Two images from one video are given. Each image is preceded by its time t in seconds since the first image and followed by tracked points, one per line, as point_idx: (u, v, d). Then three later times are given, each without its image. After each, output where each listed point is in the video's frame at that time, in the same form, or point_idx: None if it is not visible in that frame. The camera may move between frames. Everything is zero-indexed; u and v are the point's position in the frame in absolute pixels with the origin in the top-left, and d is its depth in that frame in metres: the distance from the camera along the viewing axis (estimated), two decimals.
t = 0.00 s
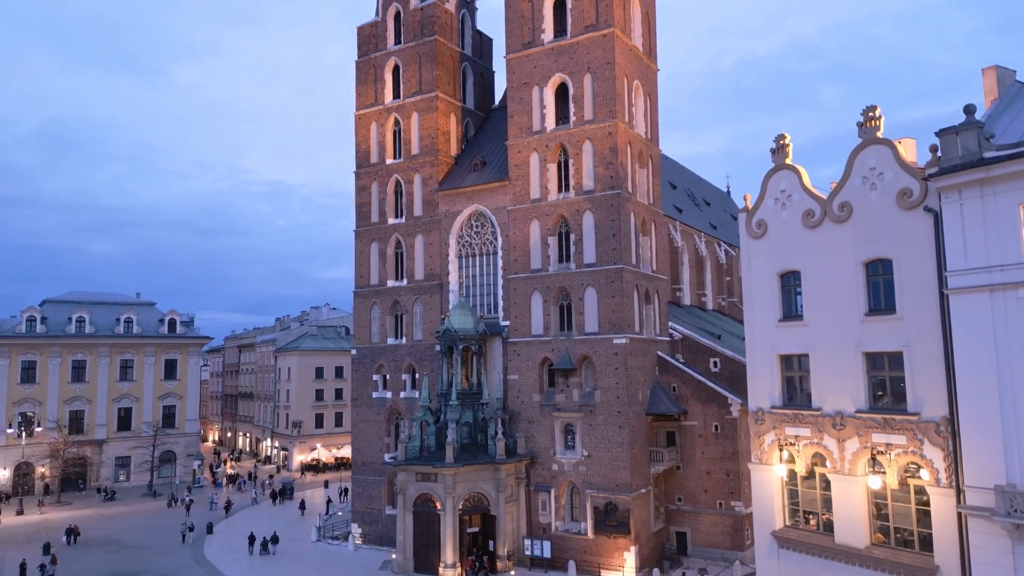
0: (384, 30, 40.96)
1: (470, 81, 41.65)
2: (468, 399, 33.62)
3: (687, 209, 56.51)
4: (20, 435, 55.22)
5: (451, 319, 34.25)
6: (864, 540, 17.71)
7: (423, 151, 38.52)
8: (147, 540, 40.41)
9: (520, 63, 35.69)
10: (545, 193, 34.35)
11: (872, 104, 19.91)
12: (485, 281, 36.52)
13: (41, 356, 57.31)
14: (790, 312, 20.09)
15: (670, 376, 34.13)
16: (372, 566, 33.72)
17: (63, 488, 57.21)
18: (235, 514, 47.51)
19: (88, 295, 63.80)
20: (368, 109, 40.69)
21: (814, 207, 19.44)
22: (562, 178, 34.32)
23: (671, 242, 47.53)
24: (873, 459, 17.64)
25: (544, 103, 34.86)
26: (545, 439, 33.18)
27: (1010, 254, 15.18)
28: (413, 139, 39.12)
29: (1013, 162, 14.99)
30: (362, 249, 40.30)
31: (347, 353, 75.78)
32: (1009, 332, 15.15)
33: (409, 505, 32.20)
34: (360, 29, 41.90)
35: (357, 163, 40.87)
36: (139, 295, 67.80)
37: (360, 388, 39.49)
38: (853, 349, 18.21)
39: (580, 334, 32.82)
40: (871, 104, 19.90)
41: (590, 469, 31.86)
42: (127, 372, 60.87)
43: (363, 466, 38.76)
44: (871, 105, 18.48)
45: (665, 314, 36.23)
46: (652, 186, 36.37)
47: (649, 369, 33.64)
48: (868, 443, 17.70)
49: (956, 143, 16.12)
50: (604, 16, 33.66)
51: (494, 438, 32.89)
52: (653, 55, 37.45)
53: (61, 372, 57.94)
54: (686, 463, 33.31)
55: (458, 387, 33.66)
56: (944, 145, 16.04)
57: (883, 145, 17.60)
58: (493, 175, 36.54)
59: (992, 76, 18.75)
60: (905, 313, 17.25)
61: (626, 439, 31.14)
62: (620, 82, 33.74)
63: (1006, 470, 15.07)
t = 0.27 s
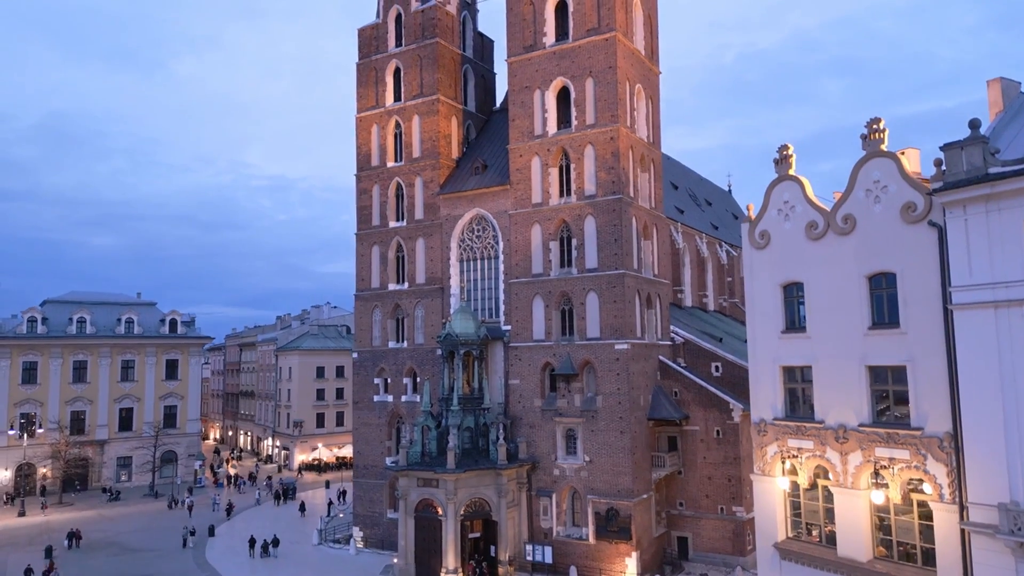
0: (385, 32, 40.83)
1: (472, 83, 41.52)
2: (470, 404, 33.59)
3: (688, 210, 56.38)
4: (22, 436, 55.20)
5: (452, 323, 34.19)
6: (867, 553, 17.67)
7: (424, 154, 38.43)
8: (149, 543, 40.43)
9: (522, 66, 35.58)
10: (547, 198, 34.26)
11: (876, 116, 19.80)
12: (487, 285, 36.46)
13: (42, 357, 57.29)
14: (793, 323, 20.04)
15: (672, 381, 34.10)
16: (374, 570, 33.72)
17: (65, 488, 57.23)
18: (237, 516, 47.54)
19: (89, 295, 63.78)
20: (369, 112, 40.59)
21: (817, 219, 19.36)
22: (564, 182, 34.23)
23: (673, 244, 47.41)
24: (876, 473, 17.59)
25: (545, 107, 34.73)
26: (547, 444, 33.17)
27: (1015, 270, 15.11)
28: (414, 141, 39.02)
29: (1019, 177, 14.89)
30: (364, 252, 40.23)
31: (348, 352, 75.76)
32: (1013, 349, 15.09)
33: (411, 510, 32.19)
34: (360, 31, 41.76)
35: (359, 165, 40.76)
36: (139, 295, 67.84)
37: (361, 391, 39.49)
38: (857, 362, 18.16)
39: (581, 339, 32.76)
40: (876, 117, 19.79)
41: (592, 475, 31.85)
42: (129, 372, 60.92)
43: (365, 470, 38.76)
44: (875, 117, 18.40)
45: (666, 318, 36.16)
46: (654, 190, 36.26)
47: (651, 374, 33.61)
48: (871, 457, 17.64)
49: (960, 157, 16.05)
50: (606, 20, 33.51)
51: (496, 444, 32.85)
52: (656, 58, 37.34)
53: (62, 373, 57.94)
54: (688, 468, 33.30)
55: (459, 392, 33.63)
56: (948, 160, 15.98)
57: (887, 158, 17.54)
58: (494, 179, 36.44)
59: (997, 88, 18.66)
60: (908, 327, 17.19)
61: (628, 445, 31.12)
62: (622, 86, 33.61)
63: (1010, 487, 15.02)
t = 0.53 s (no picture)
0: (386, 34, 40.70)
1: (473, 86, 41.39)
2: (470, 408, 33.61)
3: (689, 210, 56.27)
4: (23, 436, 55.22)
5: (453, 327, 34.13)
6: (868, 567, 17.65)
7: (425, 157, 38.34)
8: (150, 546, 40.45)
9: (523, 70, 35.48)
10: (548, 202, 34.19)
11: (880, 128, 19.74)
12: (488, 289, 36.44)
13: (43, 357, 57.30)
14: (795, 334, 20.01)
15: (673, 386, 34.12)
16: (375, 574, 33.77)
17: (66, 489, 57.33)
18: (237, 518, 47.58)
19: (89, 295, 63.75)
20: (370, 114, 40.49)
21: (820, 231, 19.29)
22: (565, 187, 34.16)
23: (674, 245, 47.30)
24: (878, 487, 17.57)
25: (546, 111, 34.63)
26: (548, 448, 33.16)
27: (1019, 287, 15.04)
28: (415, 144, 38.92)
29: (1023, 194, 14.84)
30: (365, 255, 40.18)
31: (348, 352, 75.73)
32: (1016, 366, 15.04)
33: (412, 515, 32.22)
34: (360, 33, 41.63)
35: (360, 168, 40.65)
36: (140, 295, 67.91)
37: (361, 395, 39.47)
38: (859, 376, 18.13)
39: (582, 344, 32.74)
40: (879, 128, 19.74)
41: (592, 480, 31.86)
42: (130, 372, 60.97)
43: (366, 473, 38.78)
44: (878, 130, 18.34)
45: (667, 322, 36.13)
46: (655, 194, 36.15)
47: (652, 378, 33.58)
48: (874, 471, 17.61)
49: (964, 172, 16.00)
50: (608, 23, 33.37)
51: (496, 448, 32.86)
52: (657, 61, 37.22)
53: (63, 373, 57.96)
54: (688, 472, 33.31)
55: (460, 396, 33.62)
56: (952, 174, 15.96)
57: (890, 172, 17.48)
58: (495, 183, 36.37)
59: (1001, 101, 18.65)
60: (911, 341, 17.14)
61: (628, 450, 31.10)
62: (624, 90, 33.50)
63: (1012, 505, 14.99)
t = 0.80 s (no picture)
0: (386, 36, 40.55)
1: (473, 88, 41.26)
2: (471, 413, 33.63)
3: (689, 211, 56.15)
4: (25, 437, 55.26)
5: (454, 332, 34.11)
6: None
7: (426, 160, 38.24)
8: (152, 549, 40.50)
9: (524, 73, 35.35)
10: (549, 207, 34.13)
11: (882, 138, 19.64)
12: (489, 293, 36.39)
13: (44, 357, 57.32)
14: (797, 346, 19.98)
15: (673, 391, 34.10)
16: None
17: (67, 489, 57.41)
18: (238, 520, 47.62)
19: (89, 295, 63.72)
20: (370, 116, 40.38)
21: (822, 243, 19.24)
22: (566, 191, 34.09)
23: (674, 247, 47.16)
24: (880, 501, 17.55)
25: (547, 115, 34.54)
26: (548, 453, 33.17)
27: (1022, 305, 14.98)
28: (415, 147, 38.81)
29: None
30: (365, 258, 40.12)
31: (349, 351, 75.73)
32: (1018, 384, 15.00)
33: (412, 520, 32.26)
34: (361, 35, 41.48)
35: (360, 171, 40.55)
36: (141, 295, 68.02)
37: (362, 398, 39.44)
38: (860, 390, 18.10)
39: (582, 350, 32.72)
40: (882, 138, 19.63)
41: (593, 485, 31.88)
42: (131, 373, 61.05)
43: (366, 476, 38.81)
44: (880, 142, 18.23)
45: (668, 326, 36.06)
46: (656, 198, 36.01)
47: (652, 384, 33.57)
48: (875, 485, 17.60)
49: (967, 188, 15.92)
50: (609, 27, 33.24)
51: (497, 454, 32.84)
52: (659, 64, 37.10)
53: (63, 374, 57.98)
54: (689, 477, 33.32)
55: (460, 401, 33.64)
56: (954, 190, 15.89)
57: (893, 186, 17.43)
58: (496, 187, 36.29)
59: (1003, 113, 18.62)
60: (913, 356, 17.11)
61: (629, 456, 31.09)
62: (625, 94, 33.38)
63: (1014, 523, 14.98)
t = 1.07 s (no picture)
0: (386, 37, 40.43)
1: (473, 89, 41.16)
2: (471, 417, 33.70)
3: (689, 211, 56.11)
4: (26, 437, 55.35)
5: (454, 336, 34.12)
6: None
7: (426, 163, 38.16)
8: (152, 550, 40.60)
9: (524, 76, 35.26)
10: (549, 211, 34.09)
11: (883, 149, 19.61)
12: (489, 297, 36.38)
13: (44, 357, 57.38)
14: (797, 357, 19.98)
15: (673, 395, 34.08)
16: None
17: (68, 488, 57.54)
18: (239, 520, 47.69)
19: (89, 294, 63.74)
20: (370, 119, 40.30)
21: (822, 254, 19.22)
22: (566, 195, 34.06)
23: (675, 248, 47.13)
24: (879, 514, 17.57)
25: (548, 118, 34.47)
26: (548, 457, 33.23)
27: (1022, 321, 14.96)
28: (415, 150, 38.74)
29: None
30: (365, 260, 40.10)
31: (349, 350, 75.78)
32: (1018, 400, 15.00)
33: (412, 524, 32.32)
34: (360, 36, 41.37)
35: (360, 173, 40.47)
36: (141, 294, 68.12)
37: (362, 401, 39.46)
38: (860, 402, 18.10)
39: (582, 354, 32.72)
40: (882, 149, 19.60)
41: (593, 490, 31.93)
42: (131, 372, 61.18)
43: (366, 478, 38.89)
44: (881, 155, 18.21)
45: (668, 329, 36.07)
46: (657, 201, 35.93)
47: (652, 388, 33.58)
48: (874, 498, 17.61)
49: (968, 203, 15.91)
50: (609, 31, 33.14)
51: (497, 457, 32.86)
52: (659, 67, 36.99)
53: (64, 374, 58.04)
54: (689, 481, 33.36)
55: (460, 405, 33.68)
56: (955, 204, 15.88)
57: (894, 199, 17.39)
58: (496, 190, 36.24)
59: (1006, 125, 18.60)
60: (913, 370, 17.09)
61: (629, 460, 31.12)
62: (625, 98, 33.29)
63: (1013, 538, 15.01)
